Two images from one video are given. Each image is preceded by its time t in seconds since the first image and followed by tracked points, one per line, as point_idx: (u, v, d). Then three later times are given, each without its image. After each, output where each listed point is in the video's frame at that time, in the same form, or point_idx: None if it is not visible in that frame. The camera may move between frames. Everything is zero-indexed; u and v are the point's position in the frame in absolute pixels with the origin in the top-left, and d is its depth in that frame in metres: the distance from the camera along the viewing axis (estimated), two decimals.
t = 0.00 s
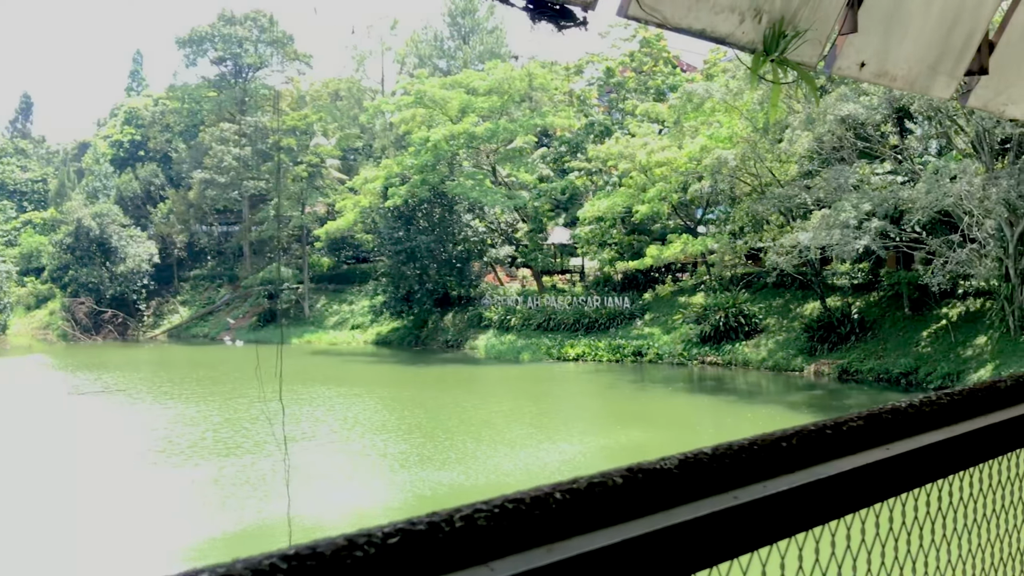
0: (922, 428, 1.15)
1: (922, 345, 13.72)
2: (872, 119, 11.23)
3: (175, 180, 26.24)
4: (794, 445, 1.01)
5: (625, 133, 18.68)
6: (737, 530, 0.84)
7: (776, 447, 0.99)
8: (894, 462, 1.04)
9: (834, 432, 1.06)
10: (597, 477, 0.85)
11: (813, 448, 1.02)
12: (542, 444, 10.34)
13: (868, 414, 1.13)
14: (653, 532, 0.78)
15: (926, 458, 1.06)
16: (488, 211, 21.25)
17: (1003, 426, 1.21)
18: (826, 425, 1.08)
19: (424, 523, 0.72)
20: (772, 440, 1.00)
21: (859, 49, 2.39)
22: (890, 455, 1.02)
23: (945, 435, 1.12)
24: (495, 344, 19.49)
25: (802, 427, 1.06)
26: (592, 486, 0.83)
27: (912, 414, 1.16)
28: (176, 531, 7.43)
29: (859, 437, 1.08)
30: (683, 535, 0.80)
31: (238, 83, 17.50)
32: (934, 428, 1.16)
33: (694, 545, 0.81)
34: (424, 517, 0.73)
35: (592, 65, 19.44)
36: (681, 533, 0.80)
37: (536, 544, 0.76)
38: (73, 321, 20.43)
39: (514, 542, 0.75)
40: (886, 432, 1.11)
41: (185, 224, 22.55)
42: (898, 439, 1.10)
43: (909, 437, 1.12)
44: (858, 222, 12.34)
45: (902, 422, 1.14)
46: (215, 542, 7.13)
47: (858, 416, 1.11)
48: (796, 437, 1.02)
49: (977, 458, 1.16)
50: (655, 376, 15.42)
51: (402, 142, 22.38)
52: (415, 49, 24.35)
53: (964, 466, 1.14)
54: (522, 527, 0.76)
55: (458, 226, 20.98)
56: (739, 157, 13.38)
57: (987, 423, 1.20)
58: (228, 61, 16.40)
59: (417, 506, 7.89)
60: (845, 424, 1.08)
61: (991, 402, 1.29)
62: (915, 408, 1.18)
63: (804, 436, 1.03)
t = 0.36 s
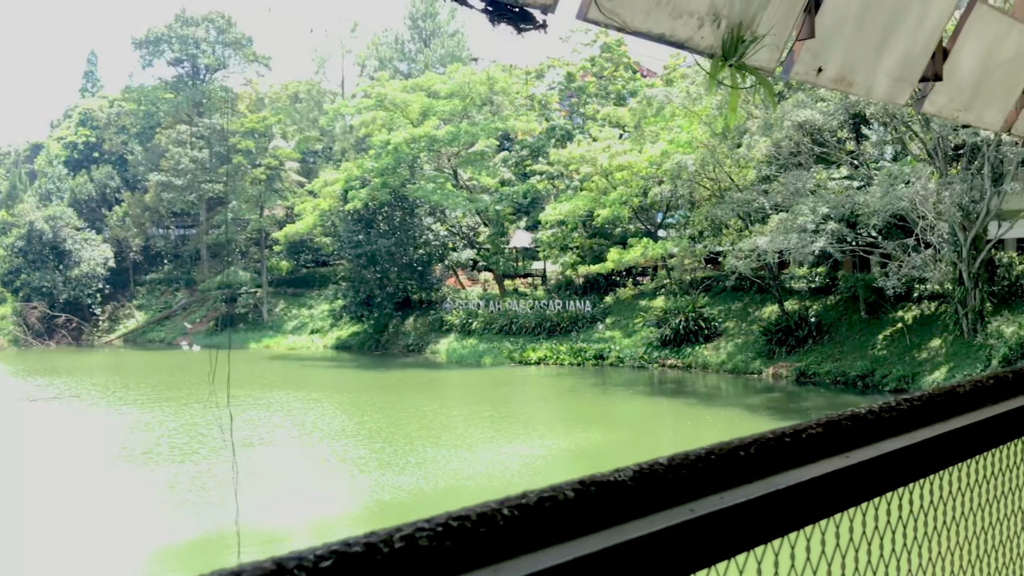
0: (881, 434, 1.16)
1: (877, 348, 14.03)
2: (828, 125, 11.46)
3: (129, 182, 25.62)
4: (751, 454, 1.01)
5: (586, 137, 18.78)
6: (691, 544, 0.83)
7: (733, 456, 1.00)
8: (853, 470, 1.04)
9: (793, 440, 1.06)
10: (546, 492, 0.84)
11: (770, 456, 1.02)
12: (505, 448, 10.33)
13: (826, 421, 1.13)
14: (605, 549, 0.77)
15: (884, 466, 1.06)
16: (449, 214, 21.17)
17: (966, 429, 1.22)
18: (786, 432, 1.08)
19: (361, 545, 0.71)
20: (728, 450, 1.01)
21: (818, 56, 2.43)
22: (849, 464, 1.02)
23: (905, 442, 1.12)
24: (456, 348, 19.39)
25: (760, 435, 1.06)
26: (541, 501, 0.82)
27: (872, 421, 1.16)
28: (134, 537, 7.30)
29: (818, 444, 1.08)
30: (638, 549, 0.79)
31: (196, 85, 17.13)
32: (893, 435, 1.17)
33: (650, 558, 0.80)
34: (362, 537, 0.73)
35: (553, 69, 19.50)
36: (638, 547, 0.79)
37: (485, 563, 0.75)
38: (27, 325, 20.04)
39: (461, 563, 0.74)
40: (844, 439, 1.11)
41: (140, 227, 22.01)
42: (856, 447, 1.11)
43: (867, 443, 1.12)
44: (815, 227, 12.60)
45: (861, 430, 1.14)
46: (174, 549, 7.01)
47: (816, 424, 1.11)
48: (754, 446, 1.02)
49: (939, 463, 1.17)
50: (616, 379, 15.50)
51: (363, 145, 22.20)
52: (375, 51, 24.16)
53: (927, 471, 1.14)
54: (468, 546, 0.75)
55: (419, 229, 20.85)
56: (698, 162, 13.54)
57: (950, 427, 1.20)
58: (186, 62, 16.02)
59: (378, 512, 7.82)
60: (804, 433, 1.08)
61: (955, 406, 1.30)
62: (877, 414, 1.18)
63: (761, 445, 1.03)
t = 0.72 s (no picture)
0: (873, 459, 1.03)
1: (854, 359, 14.17)
2: (804, 138, 11.58)
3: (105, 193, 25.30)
4: (741, 483, 0.89)
5: (564, 148, 18.89)
6: None
7: (723, 485, 0.87)
8: (848, 500, 0.91)
9: (783, 466, 0.93)
10: (528, 529, 0.72)
11: (760, 487, 0.89)
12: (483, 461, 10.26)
13: (816, 445, 1.00)
14: None
15: (879, 494, 0.95)
16: (428, 226, 21.16)
17: (961, 450, 1.10)
18: (773, 459, 0.95)
19: None
20: (716, 478, 0.88)
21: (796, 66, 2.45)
22: (843, 491, 0.91)
23: (898, 466, 1.00)
24: (435, 359, 19.34)
25: (747, 461, 0.93)
26: (524, 539, 0.70)
27: (865, 444, 1.03)
28: (111, 553, 7.15)
29: (810, 470, 0.95)
30: None
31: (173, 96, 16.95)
32: (886, 458, 1.04)
33: None
34: None
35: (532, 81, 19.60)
36: None
37: None
38: None
39: None
40: (836, 465, 0.98)
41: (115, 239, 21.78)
42: (849, 472, 0.98)
43: (860, 469, 0.99)
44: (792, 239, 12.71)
45: (854, 452, 1.01)
46: (152, 565, 6.88)
47: (807, 447, 0.98)
48: (744, 473, 0.90)
49: (935, 488, 1.04)
50: (595, 390, 15.50)
51: (341, 157, 22.15)
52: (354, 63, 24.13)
53: (921, 498, 1.02)
54: None
55: (397, 241, 20.61)
56: (675, 174, 13.63)
57: (946, 448, 1.08)
58: (163, 73, 15.92)
59: (360, 526, 7.73)
60: (794, 458, 0.95)
61: (951, 424, 1.18)
62: (870, 436, 1.05)
63: (752, 473, 0.90)
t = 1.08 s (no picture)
0: (862, 482, 1.00)
1: (842, 372, 14.23)
2: (791, 151, 11.67)
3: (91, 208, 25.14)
4: (728, 508, 0.85)
5: (553, 162, 18.94)
6: None
7: (709, 511, 0.84)
8: (836, 524, 0.89)
9: (770, 492, 0.90)
10: (502, 563, 0.69)
11: (746, 513, 0.86)
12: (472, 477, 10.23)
13: (803, 468, 0.97)
14: None
15: (870, 517, 0.92)
16: (417, 240, 21.13)
17: (954, 472, 1.07)
18: (760, 483, 0.92)
19: None
20: (702, 505, 0.84)
21: (780, 83, 2.51)
22: (831, 516, 0.88)
23: (891, 488, 0.98)
24: (424, 374, 19.24)
25: (735, 485, 0.90)
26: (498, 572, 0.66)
27: (854, 465, 1.01)
28: (97, 570, 7.05)
29: (799, 494, 0.93)
30: None
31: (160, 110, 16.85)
32: (877, 480, 1.02)
33: None
34: None
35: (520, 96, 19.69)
36: None
37: None
38: None
39: None
40: (823, 489, 0.95)
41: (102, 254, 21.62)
42: (840, 495, 0.96)
43: (852, 491, 0.97)
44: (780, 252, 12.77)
45: (844, 475, 0.99)
46: None
47: (794, 471, 0.96)
48: (731, 498, 0.86)
49: (925, 510, 1.02)
50: (584, 405, 15.46)
51: (330, 171, 22.12)
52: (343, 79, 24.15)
53: (913, 520, 0.99)
54: None
55: (386, 256, 20.72)
56: (663, 188, 13.70)
57: (937, 469, 1.06)
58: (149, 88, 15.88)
59: (350, 540, 7.69)
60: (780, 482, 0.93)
61: (943, 443, 1.16)
62: (859, 459, 1.03)
63: (739, 498, 0.87)
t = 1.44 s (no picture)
0: (829, 499, 0.95)
1: (813, 381, 14.38)
2: (762, 163, 11.81)
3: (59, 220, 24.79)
4: (689, 531, 0.78)
5: (527, 173, 19.01)
6: None
7: (670, 534, 0.77)
8: (802, 547, 0.83)
9: (734, 511, 0.84)
10: None
11: (708, 535, 0.80)
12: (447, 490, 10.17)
13: (770, 485, 0.90)
14: None
15: (836, 537, 0.87)
16: (390, 251, 21.07)
17: (920, 489, 1.03)
18: (726, 501, 0.85)
19: None
20: (664, 525, 0.77)
21: (749, 94, 2.58)
22: (798, 538, 0.83)
23: (859, 507, 0.93)
24: (398, 386, 19.14)
25: (696, 505, 0.83)
26: None
27: (821, 482, 0.95)
28: None
29: (763, 513, 0.86)
30: None
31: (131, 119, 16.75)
32: (843, 498, 0.97)
33: None
34: None
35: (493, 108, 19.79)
36: None
37: None
38: None
39: None
40: (790, 508, 0.89)
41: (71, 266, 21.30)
42: (807, 515, 0.90)
43: (819, 509, 0.92)
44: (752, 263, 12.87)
45: (810, 493, 0.93)
46: None
47: (760, 489, 0.89)
48: (693, 518, 0.79)
49: (891, 530, 0.98)
50: (558, 415, 15.46)
51: (303, 182, 22.02)
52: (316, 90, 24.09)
53: (879, 539, 0.95)
54: None
55: (359, 267, 20.61)
56: (636, 199, 13.81)
57: (903, 486, 1.02)
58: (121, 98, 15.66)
59: (324, 553, 7.60)
60: (746, 500, 0.86)
61: (910, 458, 1.12)
62: (827, 475, 0.97)
63: (701, 519, 0.80)
